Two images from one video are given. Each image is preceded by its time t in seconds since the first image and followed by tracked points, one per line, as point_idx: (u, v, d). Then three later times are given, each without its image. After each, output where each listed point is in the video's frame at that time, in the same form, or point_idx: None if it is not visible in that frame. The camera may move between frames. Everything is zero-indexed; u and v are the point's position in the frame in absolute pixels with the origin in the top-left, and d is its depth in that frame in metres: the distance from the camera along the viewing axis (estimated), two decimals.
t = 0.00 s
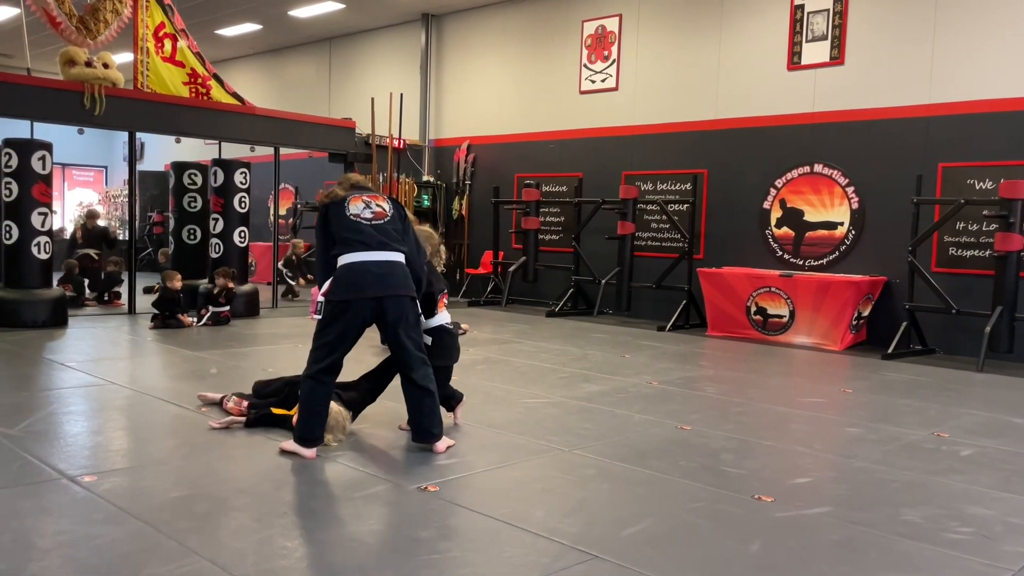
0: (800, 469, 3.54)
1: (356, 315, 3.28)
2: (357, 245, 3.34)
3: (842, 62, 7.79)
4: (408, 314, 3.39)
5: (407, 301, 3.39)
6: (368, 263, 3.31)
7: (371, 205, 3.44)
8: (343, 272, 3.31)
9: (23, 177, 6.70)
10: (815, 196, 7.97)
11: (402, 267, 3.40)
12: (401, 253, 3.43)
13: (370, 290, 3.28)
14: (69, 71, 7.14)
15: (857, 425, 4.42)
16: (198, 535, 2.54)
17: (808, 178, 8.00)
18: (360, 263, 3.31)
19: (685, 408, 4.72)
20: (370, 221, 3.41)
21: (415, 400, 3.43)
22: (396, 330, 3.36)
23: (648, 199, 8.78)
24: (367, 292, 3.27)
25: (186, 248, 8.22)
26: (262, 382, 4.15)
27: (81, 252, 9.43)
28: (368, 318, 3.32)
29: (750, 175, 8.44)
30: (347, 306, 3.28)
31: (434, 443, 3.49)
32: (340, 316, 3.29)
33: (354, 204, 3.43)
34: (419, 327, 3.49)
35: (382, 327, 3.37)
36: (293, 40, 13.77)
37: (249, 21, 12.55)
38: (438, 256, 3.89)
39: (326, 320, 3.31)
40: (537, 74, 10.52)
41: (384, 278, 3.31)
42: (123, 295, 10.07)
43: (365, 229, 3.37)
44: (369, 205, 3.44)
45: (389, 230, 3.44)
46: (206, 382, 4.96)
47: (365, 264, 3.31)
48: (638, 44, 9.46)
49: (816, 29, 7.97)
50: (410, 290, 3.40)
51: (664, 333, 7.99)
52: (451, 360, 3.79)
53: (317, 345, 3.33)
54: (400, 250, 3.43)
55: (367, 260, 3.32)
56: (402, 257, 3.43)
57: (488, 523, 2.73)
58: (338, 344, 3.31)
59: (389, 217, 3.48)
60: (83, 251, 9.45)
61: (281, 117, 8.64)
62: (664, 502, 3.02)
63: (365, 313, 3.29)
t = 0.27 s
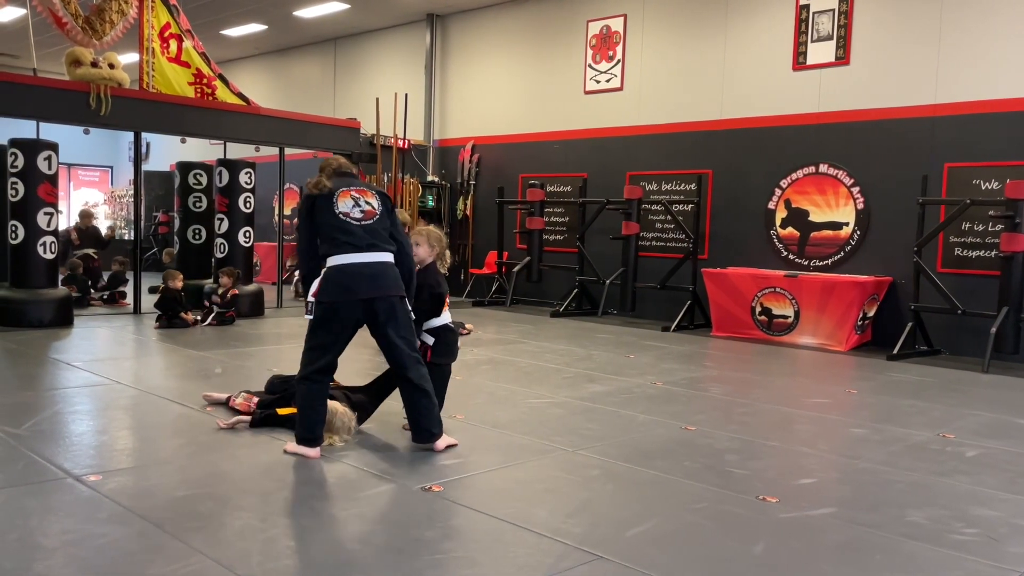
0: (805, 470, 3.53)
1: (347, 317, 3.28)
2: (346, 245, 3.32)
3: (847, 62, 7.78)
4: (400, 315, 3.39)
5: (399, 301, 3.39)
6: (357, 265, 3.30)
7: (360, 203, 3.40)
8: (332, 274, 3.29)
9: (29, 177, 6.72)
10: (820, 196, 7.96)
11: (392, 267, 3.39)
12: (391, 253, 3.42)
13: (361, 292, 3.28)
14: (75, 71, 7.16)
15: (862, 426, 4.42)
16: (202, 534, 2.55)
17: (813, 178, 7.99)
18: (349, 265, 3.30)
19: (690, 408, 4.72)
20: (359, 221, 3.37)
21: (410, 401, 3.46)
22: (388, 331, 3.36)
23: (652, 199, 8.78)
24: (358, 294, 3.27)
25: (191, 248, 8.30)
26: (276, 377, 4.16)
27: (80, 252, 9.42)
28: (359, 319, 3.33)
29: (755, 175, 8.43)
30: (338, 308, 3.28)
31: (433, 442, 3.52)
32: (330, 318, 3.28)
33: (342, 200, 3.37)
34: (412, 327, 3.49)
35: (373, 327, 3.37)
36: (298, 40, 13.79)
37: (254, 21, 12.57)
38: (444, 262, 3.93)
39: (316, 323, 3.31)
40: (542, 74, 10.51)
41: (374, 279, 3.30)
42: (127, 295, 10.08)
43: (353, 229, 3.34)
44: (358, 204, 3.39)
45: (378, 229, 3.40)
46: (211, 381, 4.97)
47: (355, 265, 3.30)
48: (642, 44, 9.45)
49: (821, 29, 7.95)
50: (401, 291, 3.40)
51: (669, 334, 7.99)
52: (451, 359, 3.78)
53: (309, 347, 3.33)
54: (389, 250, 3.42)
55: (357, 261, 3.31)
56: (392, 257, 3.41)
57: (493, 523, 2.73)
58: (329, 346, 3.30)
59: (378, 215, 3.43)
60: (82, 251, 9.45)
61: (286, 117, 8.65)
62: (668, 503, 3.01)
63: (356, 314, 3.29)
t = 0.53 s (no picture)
0: (811, 470, 3.53)
1: (336, 308, 3.27)
2: (337, 237, 3.34)
3: (854, 62, 7.76)
4: (389, 308, 3.40)
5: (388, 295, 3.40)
6: (348, 256, 3.31)
7: (355, 196, 3.40)
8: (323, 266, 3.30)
9: (37, 178, 6.75)
10: (826, 196, 7.94)
11: (382, 260, 3.40)
12: (381, 246, 3.43)
13: (351, 283, 3.28)
14: (83, 72, 7.20)
15: (868, 427, 4.41)
16: (209, 534, 2.55)
17: (820, 178, 7.97)
18: (340, 256, 3.30)
19: (696, 409, 4.71)
20: (352, 213, 3.38)
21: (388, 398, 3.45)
22: (378, 324, 3.34)
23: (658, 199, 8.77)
24: (347, 284, 3.27)
25: (198, 249, 8.36)
26: (288, 374, 4.13)
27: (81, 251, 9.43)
28: (348, 312, 3.31)
29: (761, 175, 8.41)
30: (327, 299, 3.27)
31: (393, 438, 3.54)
32: (319, 309, 3.28)
33: (337, 194, 3.38)
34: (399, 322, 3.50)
35: (364, 322, 3.35)
36: (305, 41, 13.81)
37: (261, 22, 12.60)
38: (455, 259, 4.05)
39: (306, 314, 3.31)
40: (548, 75, 10.51)
41: (364, 271, 3.31)
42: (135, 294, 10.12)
43: (346, 221, 3.35)
44: (352, 197, 3.39)
45: (371, 222, 3.42)
46: (218, 381, 4.98)
47: (346, 257, 3.31)
48: (649, 44, 9.45)
49: (828, 29, 7.94)
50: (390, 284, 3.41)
51: (675, 334, 7.98)
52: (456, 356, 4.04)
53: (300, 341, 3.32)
54: (381, 244, 3.43)
55: (347, 252, 3.32)
56: (382, 250, 3.43)
57: (499, 523, 2.73)
58: (320, 339, 3.28)
59: (373, 210, 3.45)
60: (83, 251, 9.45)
61: (292, 118, 8.67)
62: (674, 503, 3.01)
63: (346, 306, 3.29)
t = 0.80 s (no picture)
0: (821, 471, 3.52)
1: (340, 303, 3.31)
2: (349, 236, 3.40)
3: (864, 61, 7.73)
4: (393, 309, 3.37)
5: (394, 295, 3.38)
6: (356, 254, 3.35)
7: (373, 205, 3.49)
8: (333, 263, 3.36)
9: (49, 178, 6.79)
10: (836, 195, 7.91)
11: (392, 261, 3.40)
12: (393, 250, 3.44)
13: (355, 279, 3.30)
14: (95, 73, 7.25)
15: (878, 427, 4.39)
16: (219, 531, 2.57)
17: (830, 178, 7.94)
18: (349, 253, 3.35)
19: (705, 409, 4.71)
20: (367, 218, 3.45)
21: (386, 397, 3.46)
22: (382, 322, 3.34)
23: (667, 199, 8.76)
24: (351, 280, 3.30)
25: (209, 248, 8.40)
26: (296, 374, 4.17)
27: (90, 251, 9.48)
28: (353, 308, 3.33)
29: (771, 174, 8.39)
30: (333, 295, 3.32)
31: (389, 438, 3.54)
32: (325, 306, 3.32)
33: (357, 203, 3.49)
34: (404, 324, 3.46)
35: (371, 321, 3.35)
36: (314, 42, 13.86)
37: (271, 23, 12.65)
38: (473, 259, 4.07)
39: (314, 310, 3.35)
40: (556, 74, 10.52)
41: (369, 267, 3.32)
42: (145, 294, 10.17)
43: (359, 223, 3.42)
44: (370, 205, 3.49)
45: (386, 227, 3.46)
46: (228, 380, 5.01)
47: (354, 254, 3.35)
48: (658, 44, 9.44)
49: (838, 28, 7.92)
50: (398, 285, 3.38)
51: (684, 334, 7.97)
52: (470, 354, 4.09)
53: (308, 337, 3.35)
54: (393, 247, 3.44)
55: (355, 250, 3.36)
56: (392, 251, 3.43)
57: (508, 522, 2.74)
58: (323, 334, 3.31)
59: (389, 217, 3.50)
60: (93, 250, 9.51)
61: (303, 118, 8.70)
62: (683, 503, 3.01)
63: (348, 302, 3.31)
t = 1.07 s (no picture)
0: (830, 472, 3.51)
1: (365, 312, 3.31)
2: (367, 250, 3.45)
3: (873, 61, 7.70)
4: (417, 312, 3.41)
5: (417, 299, 3.41)
6: (375, 264, 3.39)
7: (385, 226, 3.59)
8: (353, 277, 3.40)
9: (59, 179, 6.82)
10: (845, 196, 7.88)
11: (412, 267, 3.44)
12: (412, 259, 3.49)
13: (378, 287, 3.33)
14: (105, 75, 7.28)
15: (887, 428, 4.38)
16: (228, 531, 2.58)
17: (839, 178, 7.91)
18: (368, 265, 3.39)
19: (714, 410, 4.70)
20: (382, 235, 3.53)
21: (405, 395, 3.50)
22: (409, 326, 3.38)
23: (675, 200, 8.75)
24: (375, 288, 3.32)
25: (218, 248, 8.43)
26: (304, 375, 4.18)
27: (99, 251, 9.52)
28: (379, 315, 3.34)
29: (779, 174, 8.37)
30: (357, 304, 3.32)
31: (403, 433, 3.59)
32: (349, 317, 3.32)
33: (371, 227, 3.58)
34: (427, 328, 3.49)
35: (398, 326, 3.39)
36: (322, 42, 13.89)
37: (279, 24, 12.67)
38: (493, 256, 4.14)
39: (336, 321, 3.34)
40: (564, 74, 10.51)
41: (390, 275, 3.36)
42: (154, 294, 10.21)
43: (375, 239, 3.48)
44: (384, 227, 3.59)
45: (402, 239, 3.53)
46: (237, 380, 5.02)
47: (374, 265, 3.38)
48: (666, 44, 9.42)
49: (847, 27, 7.89)
50: (420, 289, 3.42)
51: (691, 334, 7.96)
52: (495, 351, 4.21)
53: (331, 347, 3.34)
54: (411, 255, 3.49)
55: (375, 261, 3.40)
56: (413, 259, 3.48)
57: (516, 523, 2.74)
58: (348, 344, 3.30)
59: (404, 233, 3.58)
60: (101, 251, 9.55)
61: (311, 120, 8.73)
62: (691, 504, 3.00)
63: (372, 311, 3.31)
